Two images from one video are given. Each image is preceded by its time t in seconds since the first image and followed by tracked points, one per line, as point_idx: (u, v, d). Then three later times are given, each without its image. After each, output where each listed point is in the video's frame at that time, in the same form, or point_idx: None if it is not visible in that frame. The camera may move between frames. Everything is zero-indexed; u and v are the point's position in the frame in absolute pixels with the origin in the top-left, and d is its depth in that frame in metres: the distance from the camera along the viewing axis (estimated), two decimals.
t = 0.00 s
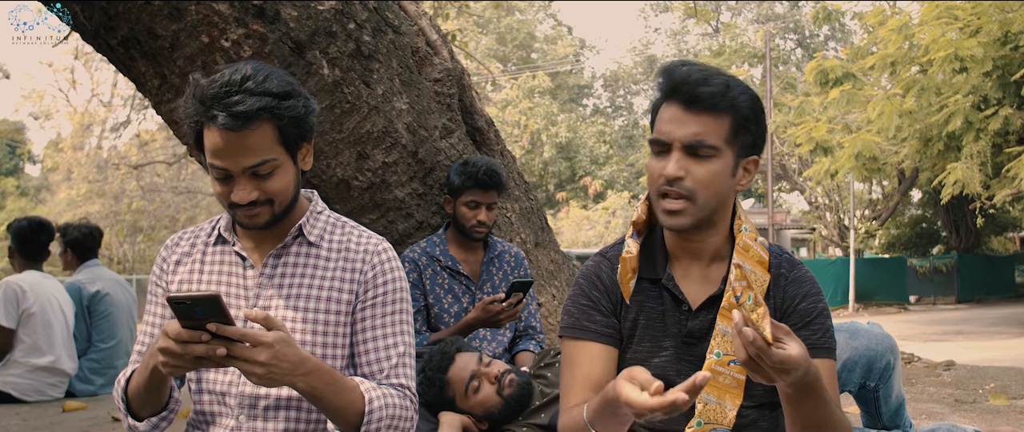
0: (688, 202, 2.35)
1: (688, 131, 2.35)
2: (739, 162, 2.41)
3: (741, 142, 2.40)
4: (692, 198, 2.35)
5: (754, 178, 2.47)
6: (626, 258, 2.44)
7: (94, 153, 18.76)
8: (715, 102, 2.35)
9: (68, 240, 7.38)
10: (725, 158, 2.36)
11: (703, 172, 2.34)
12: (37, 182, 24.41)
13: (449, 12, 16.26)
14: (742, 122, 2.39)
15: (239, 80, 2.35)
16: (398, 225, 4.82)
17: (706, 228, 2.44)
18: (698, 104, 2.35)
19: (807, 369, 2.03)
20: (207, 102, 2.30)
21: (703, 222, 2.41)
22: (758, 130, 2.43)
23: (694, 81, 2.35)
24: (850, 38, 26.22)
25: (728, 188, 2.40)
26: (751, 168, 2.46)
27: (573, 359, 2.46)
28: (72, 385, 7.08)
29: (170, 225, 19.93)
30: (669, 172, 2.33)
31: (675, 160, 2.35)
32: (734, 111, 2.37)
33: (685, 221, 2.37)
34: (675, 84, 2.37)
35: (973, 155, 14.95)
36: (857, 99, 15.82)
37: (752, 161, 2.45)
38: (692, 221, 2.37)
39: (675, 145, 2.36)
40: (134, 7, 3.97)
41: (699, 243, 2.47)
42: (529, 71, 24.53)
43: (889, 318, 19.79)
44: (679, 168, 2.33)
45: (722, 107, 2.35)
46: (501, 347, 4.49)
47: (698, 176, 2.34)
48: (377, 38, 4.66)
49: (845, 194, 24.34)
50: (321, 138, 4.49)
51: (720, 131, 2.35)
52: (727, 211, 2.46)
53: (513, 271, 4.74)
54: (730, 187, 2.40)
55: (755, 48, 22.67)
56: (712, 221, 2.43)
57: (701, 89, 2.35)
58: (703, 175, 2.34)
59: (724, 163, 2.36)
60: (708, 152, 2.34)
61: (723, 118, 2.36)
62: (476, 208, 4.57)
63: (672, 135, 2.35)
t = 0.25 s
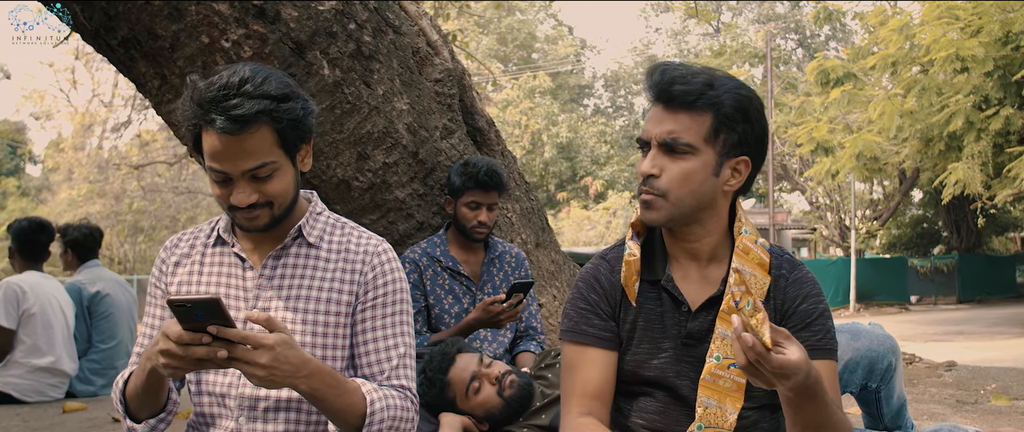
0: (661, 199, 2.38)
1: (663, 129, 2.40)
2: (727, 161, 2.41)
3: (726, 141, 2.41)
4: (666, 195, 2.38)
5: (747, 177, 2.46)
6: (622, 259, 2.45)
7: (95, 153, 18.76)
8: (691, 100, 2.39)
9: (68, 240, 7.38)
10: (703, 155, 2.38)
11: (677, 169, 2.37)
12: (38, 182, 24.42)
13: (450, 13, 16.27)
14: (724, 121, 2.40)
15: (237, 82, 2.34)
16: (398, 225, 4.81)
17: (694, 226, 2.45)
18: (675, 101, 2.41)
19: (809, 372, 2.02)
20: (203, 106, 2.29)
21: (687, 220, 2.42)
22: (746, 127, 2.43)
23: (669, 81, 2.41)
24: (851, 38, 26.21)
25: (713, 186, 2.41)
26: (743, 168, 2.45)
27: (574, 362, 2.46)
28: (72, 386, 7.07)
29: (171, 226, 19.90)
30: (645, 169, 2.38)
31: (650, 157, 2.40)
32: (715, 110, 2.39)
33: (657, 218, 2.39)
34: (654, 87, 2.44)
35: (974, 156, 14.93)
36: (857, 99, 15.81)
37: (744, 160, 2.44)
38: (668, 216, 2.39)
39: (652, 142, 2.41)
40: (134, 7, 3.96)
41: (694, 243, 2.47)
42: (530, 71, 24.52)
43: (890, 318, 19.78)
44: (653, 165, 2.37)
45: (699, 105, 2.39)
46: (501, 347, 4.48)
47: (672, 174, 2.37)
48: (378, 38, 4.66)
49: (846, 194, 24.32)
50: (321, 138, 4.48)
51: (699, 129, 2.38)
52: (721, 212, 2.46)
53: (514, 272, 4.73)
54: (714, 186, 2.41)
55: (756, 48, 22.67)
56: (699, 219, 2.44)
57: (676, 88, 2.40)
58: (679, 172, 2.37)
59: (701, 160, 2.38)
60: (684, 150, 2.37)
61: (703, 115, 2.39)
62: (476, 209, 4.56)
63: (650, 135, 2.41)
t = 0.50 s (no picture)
0: (659, 199, 2.37)
1: (661, 129, 2.39)
2: (724, 161, 2.41)
3: (724, 140, 2.40)
4: (663, 194, 2.37)
5: (745, 177, 2.45)
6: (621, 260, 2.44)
7: (95, 153, 18.77)
8: (688, 100, 2.38)
9: (68, 241, 7.38)
10: (701, 154, 2.38)
11: (676, 169, 2.37)
12: (38, 182, 24.41)
13: (450, 13, 16.26)
14: (722, 120, 2.39)
15: (238, 83, 2.33)
16: (399, 225, 4.80)
17: (693, 226, 2.44)
18: (673, 101, 2.40)
19: (811, 371, 2.02)
20: (203, 107, 2.29)
21: (685, 219, 2.42)
22: (744, 127, 2.42)
23: (665, 81, 2.41)
24: (851, 38, 26.21)
25: (711, 186, 2.40)
26: (741, 167, 2.44)
27: (574, 364, 2.45)
28: (72, 386, 7.07)
29: (172, 225, 19.90)
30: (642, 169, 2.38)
31: (648, 157, 2.39)
32: (712, 109, 2.39)
33: (656, 218, 2.39)
34: (650, 86, 2.43)
35: (974, 155, 14.93)
36: (857, 99, 15.82)
37: (743, 160, 2.43)
38: (666, 215, 2.38)
39: (650, 144, 2.40)
40: (134, 7, 3.95)
41: (694, 244, 2.47)
42: (530, 70, 24.52)
43: (891, 318, 19.77)
44: (652, 166, 2.37)
45: (696, 104, 2.38)
46: (502, 347, 4.48)
47: (670, 174, 2.36)
48: (379, 38, 4.66)
49: (846, 193, 24.32)
50: (322, 138, 4.47)
51: (697, 128, 2.38)
52: (721, 214, 2.45)
53: (514, 272, 4.73)
54: (712, 185, 2.40)
55: (757, 48, 22.66)
56: (697, 219, 2.43)
57: (673, 88, 2.40)
58: (676, 171, 2.36)
59: (700, 160, 2.37)
60: (682, 150, 2.37)
61: (701, 114, 2.39)
62: (476, 209, 4.55)
63: (648, 135, 2.41)
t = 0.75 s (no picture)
0: (667, 199, 2.37)
1: (666, 128, 2.39)
2: (729, 160, 2.41)
3: (729, 139, 2.40)
4: (671, 194, 2.37)
5: (749, 176, 2.45)
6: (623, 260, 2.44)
7: (95, 153, 18.77)
8: (693, 98, 2.38)
9: (69, 240, 7.37)
10: (707, 153, 2.37)
11: (681, 168, 2.36)
12: (38, 182, 24.41)
13: (449, 12, 16.26)
14: (727, 119, 2.39)
15: (241, 83, 2.32)
16: (399, 226, 4.79)
17: (697, 227, 2.44)
18: (678, 100, 2.40)
19: (816, 371, 2.02)
20: (205, 108, 2.28)
21: (689, 219, 2.41)
22: (748, 126, 2.42)
23: (669, 80, 2.40)
24: (851, 37, 26.21)
25: (717, 185, 2.40)
26: (745, 166, 2.44)
27: (574, 364, 2.45)
28: (72, 386, 7.06)
29: (172, 225, 19.89)
30: (648, 168, 2.37)
31: (654, 157, 2.39)
32: (716, 108, 2.38)
33: (665, 219, 2.38)
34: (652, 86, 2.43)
35: (974, 155, 14.93)
36: (857, 99, 15.81)
37: (746, 159, 2.43)
38: (674, 216, 2.38)
39: (655, 143, 2.40)
40: (135, 7, 3.95)
41: (698, 244, 2.46)
42: (530, 70, 24.52)
43: (891, 318, 19.78)
44: (657, 164, 2.37)
45: (701, 103, 2.38)
46: (503, 348, 4.48)
47: (676, 173, 2.36)
48: (379, 38, 4.65)
49: (846, 193, 24.32)
50: (322, 138, 4.47)
51: (703, 127, 2.38)
52: (726, 215, 2.45)
53: (515, 272, 4.72)
54: (718, 184, 2.40)
55: (757, 48, 22.65)
56: (702, 219, 2.43)
57: (677, 86, 2.39)
58: (682, 170, 2.36)
59: (705, 159, 2.37)
60: (688, 149, 2.37)
61: (706, 112, 2.38)
62: (477, 209, 4.55)
63: (652, 134, 2.41)
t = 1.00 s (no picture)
0: (696, 199, 2.37)
1: (689, 126, 2.37)
2: (745, 161, 2.44)
3: (742, 139, 2.43)
4: (699, 194, 2.37)
5: (755, 177, 2.48)
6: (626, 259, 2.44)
7: (95, 153, 18.77)
8: (715, 97, 2.38)
9: (69, 241, 7.37)
10: (728, 153, 2.39)
11: (707, 167, 2.36)
12: (38, 183, 24.43)
13: (449, 12, 16.24)
14: (742, 119, 2.41)
15: (248, 81, 2.33)
16: (400, 226, 4.80)
17: (706, 228, 2.43)
18: (699, 98, 2.39)
19: (822, 370, 2.02)
20: (210, 105, 2.29)
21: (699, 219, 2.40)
22: (757, 127, 2.46)
23: (693, 76, 2.38)
24: (851, 38, 26.20)
25: (733, 184, 2.41)
26: (752, 166, 2.47)
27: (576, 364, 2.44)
28: (73, 386, 7.06)
29: (172, 225, 19.89)
30: (672, 166, 2.35)
31: (678, 155, 2.37)
32: (734, 108, 2.40)
33: (692, 219, 2.38)
34: (675, 82, 2.39)
35: (975, 156, 14.94)
36: (857, 99, 15.81)
37: (754, 159, 2.46)
38: (701, 217, 2.38)
39: (678, 140, 2.38)
40: (136, 7, 3.95)
41: (703, 244, 2.46)
42: (530, 70, 24.52)
43: (891, 318, 19.77)
44: (685, 162, 2.35)
45: (721, 102, 2.38)
46: (504, 348, 4.48)
47: (702, 172, 2.35)
48: (380, 38, 4.65)
49: (847, 193, 24.32)
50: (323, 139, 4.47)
51: (721, 126, 2.39)
52: (733, 215, 2.45)
53: (516, 272, 4.72)
54: (734, 183, 2.41)
55: (757, 48, 22.64)
56: (714, 219, 2.42)
57: (702, 83, 2.38)
58: (707, 169, 2.36)
59: (728, 158, 2.38)
60: (712, 147, 2.37)
61: (724, 111, 2.39)
62: (479, 209, 4.55)
63: (673, 131, 2.38)
